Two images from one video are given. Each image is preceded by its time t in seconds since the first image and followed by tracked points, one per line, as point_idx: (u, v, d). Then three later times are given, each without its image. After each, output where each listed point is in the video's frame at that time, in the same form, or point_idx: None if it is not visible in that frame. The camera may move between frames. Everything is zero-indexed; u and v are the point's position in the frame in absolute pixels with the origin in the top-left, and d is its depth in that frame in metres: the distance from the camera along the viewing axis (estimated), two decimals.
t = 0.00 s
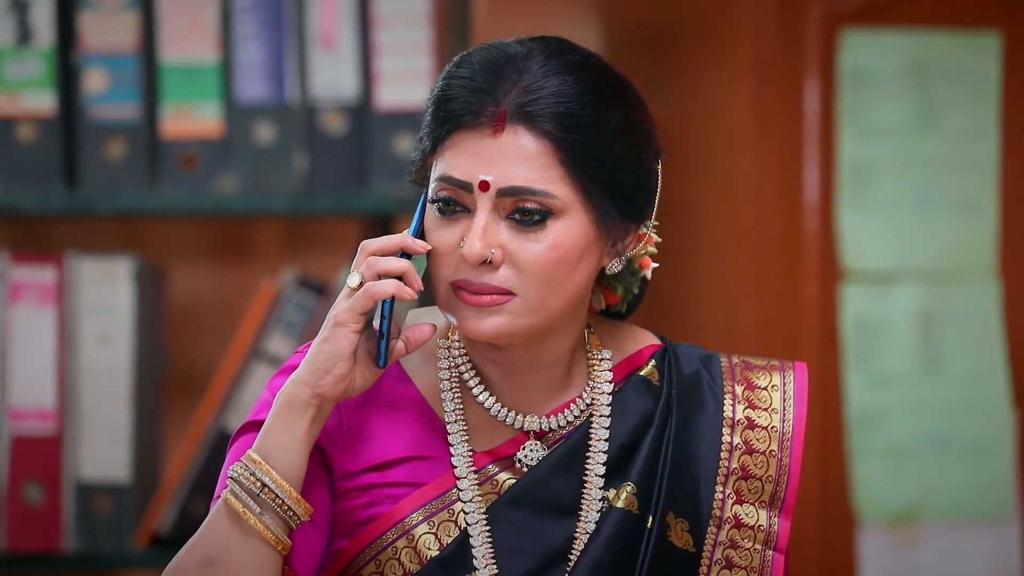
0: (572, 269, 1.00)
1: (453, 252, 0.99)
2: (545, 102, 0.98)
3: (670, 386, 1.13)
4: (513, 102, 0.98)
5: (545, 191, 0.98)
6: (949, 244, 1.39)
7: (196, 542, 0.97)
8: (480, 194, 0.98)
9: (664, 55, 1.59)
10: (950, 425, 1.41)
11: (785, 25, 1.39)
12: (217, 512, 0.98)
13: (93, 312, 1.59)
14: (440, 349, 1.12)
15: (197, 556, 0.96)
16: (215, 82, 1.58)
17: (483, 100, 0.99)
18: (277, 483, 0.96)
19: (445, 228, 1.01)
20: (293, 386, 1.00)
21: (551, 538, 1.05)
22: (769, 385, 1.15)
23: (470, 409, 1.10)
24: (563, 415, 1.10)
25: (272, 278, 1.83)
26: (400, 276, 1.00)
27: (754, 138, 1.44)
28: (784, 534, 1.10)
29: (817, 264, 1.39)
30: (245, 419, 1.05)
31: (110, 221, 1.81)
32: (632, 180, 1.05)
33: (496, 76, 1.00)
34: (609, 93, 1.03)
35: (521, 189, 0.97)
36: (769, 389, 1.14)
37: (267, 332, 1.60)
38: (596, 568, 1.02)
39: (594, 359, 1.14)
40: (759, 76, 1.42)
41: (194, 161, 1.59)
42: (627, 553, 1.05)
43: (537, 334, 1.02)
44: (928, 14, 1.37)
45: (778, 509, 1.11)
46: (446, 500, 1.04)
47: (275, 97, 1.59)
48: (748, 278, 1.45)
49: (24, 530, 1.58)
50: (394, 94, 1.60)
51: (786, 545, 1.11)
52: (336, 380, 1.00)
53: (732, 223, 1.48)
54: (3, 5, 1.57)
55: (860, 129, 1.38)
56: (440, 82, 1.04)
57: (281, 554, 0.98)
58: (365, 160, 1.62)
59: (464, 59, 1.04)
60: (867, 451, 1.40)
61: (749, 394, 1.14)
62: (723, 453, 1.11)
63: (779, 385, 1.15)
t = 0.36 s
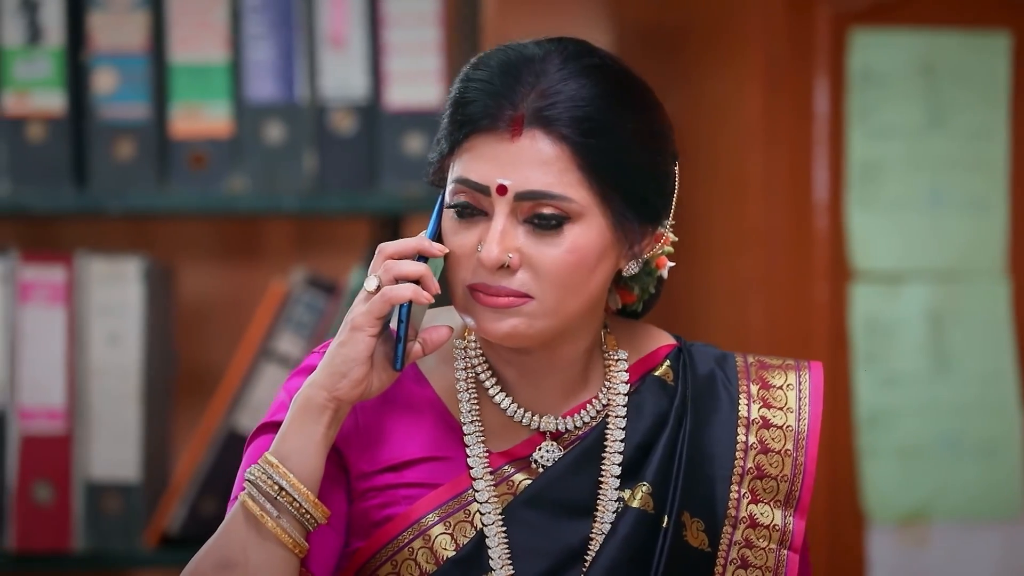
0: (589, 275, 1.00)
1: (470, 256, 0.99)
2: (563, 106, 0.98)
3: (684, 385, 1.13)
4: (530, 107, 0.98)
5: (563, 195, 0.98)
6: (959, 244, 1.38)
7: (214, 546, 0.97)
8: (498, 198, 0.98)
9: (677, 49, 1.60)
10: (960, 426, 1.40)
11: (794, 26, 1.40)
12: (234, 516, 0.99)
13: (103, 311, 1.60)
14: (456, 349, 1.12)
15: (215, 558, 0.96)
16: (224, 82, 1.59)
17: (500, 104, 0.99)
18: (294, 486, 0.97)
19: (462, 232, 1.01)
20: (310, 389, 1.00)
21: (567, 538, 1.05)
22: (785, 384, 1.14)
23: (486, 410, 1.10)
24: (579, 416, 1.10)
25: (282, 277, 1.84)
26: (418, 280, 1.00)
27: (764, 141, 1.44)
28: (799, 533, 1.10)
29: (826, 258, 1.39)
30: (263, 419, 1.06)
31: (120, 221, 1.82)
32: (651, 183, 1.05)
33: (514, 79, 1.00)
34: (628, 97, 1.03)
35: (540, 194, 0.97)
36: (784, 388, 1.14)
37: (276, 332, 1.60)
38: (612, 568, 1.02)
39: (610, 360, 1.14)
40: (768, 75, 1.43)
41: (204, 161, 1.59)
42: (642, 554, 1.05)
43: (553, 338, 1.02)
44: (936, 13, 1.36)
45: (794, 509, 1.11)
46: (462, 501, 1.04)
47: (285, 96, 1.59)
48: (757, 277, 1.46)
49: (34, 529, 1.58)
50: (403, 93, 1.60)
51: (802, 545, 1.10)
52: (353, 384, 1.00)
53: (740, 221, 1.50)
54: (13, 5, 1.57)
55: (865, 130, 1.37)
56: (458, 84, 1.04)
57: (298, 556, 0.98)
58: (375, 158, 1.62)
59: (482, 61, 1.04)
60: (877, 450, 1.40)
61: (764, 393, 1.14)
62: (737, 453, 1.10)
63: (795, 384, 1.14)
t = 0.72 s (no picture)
0: (608, 280, 1.00)
1: (489, 261, 0.99)
2: (584, 115, 0.97)
3: (691, 382, 1.13)
4: (551, 114, 0.97)
5: (583, 203, 0.97)
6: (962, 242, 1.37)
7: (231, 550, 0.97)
8: (517, 204, 0.97)
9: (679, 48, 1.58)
10: (963, 425, 1.39)
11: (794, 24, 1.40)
12: (253, 522, 0.98)
13: (105, 310, 1.59)
14: (471, 351, 1.11)
15: (233, 564, 0.96)
16: (226, 81, 1.58)
17: (521, 110, 0.98)
18: (311, 492, 0.96)
19: (481, 237, 1.00)
20: (328, 395, 0.99)
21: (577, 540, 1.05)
22: (796, 378, 1.14)
23: (500, 413, 1.10)
24: (592, 419, 1.09)
25: (283, 277, 1.83)
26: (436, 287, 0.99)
27: (766, 139, 1.44)
28: (809, 526, 1.10)
29: (827, 259, 1.39)
30: (279, 419, 1.05)
31: (122, 221, 1.81)
32: (670, 192, 1.04)
33: (535, 85, 0.99)
34: (649, 104, 1.02)
35: (561, 201, 0.97)
36: (795, 383, 1.14)
37: (277, 331, 1.59)
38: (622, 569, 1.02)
39: (626, 361, 1.14)
40: (771, 75, 1.42)
41: (205, 160, 1.59)
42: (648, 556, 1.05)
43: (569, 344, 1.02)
44: (939, 12, 1.35)
45: (804, 501, 1.11)
46: (474, 501, 1.04)
47: (287, 95, 1.59)
48: (759, 277, 1.46)
49: (36, 528, 1.58)
50: (405, 93, 1.60)
51: (811, 537, 1.11)
52: (371, 392, 0.99)
53: (742, 221, 1.49)
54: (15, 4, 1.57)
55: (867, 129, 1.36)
56: (478, 90, 1.03)
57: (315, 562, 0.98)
58: (377, 156, 1.61)
59: (502, 65, 1.03)
60: (877, 448, 1.39)
61: (774, 388, 1.14)
62: (748, 447, 1.10)
63: (806, 379, 1.14)
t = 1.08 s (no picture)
0: (613, 305, 1.00)
1: (493, 286, 0.99)
2: (592, 146, 0.97)
3: (700, 389, 1.12)
4: (558, 144, 0.97)
5: (589, 236, 0.97)
6: (955, 244, 1.37)
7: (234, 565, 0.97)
8: (521, 235, 0.97)
9: (663, 46, 1.56)
10: (955, 425, 1.39)
11: (787, 22, 1.40)
12: (254, 538, 0.98)
13: (96, 311, 1.59)
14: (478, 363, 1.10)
15: None
16: (217, 80, 1.58)
17: (527, 138, 0.97)
18: (313, 511, 0.96)
19: (487, 260, 1.00)
20: (331, 415, 0.99)
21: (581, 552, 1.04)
22: (805, 380, 1.13)
23: (506, 422, 1.09)
24: (599, 430, 1.09)
25: (275, 276, 1.83)
26: (440, 307, 0.99)
27: (756, 137, 1.44)
28: (815, 533, 1.11)
29: (819, 258, 1.39)
30: (286, 425, 1.06)
31: (113, 221, 1.81)
32: (675, 217, 1.03)
33: (543, 111, 0.99)
34: (659, 134, 1.01)
35: (564, 234, 0.96)
36: (805, 385, 1.13)
37: (269, 331, 1.59)
38: None
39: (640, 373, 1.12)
40: (763, 70, 1.43)
41: (197, 160, 1.59)
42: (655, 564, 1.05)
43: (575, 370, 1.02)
44: (932, 12, 1.35)
45: (812, 508, 1.11)
46: (480, 506, 1.05)
47: (279, 94, 1.59)
48: (752, 279, 1.45)
49: (27, 527, 1.58)
50: (396, 94, 1.60)
51: (816, 543, 1.11)
52: (372, 413, 0.99)
53: (733, 215, 1.49)
54: (6, 4, 1.56)
55: (861, 128, 1.37)
56: (486, 111, 1.03)
57: None
58: (368, 159, 1.61)
59: (510, 85, 1.03)
60: (868, 448, 1.41)
61: (785, 392, 1.13)
62: (758, 454, 1.10)
63: (816, 381, 1.13)
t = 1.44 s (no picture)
0: (624, 287, 0.99)
1: (503, 272, 0.99)
2: (596, 125, 0.97)
3: (717, 390, 1.11)
4: (563, 124, 0.97)
5: (596, 213, 0.97)
6: (949, 244, 1.38)
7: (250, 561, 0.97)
8: (529, 215, 0.97)
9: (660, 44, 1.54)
10: (949, 424, 1.40)
11: (782, 25, 1.39)
12: (271, 534, 0.99)
13: (91, 311, 1.58)
14: (492, 358, 1.11)
15: None
16: (211, 80, 1.58)
17: (532, 121, 0.98)
18: (329, 504, 0.96)
19: (496, 247, 1.00)
20: (345, 407, 0.99)
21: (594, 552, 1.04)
22: (822, 382, 1.13)
23: (522, 420, 1.09)
24: (614, 426, 1.08)
25: (269, 276, 1.83)
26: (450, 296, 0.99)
27: (751, 137, 1.42)
28: (831, 535, 1.10)
29: (815, 259, 1.38)
30: (303, 425, 1.06)
31: (108, 221, 1.80)
32: (685, 202, 1.03)
33: (547, 95, 0.99)
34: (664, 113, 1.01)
35: (573, 212, 0.96)
36: (822, 387, 1.13)
37: (263, 331, 1.59)
38: None
39: (655, 371, 1.12)
40: (757, 71, 1.41)
41: (192, 160, 1.58)
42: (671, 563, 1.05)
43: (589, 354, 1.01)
44: (928, 13, 1.36)
45: (828, 509, 1.10)
46: (495, 507, 1.04)
47: (272, 95, 1.58)
48: (747, 278, 1.42)
49: (22, 528, 1.58)
50: (390, 94, 1.59)
51: (833, 545, 1.11)
52: (387, 403, 0.98)
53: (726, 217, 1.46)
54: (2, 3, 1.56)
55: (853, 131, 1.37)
56: (493, 99, 1.03)
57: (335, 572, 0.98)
58: (362, 159, 1.61)
59: (516, 75, 1.03)
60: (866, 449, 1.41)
61: (802, 393, 1.12)
62: (774, 455, 1.09)
63: (833, 383, 1.13)
